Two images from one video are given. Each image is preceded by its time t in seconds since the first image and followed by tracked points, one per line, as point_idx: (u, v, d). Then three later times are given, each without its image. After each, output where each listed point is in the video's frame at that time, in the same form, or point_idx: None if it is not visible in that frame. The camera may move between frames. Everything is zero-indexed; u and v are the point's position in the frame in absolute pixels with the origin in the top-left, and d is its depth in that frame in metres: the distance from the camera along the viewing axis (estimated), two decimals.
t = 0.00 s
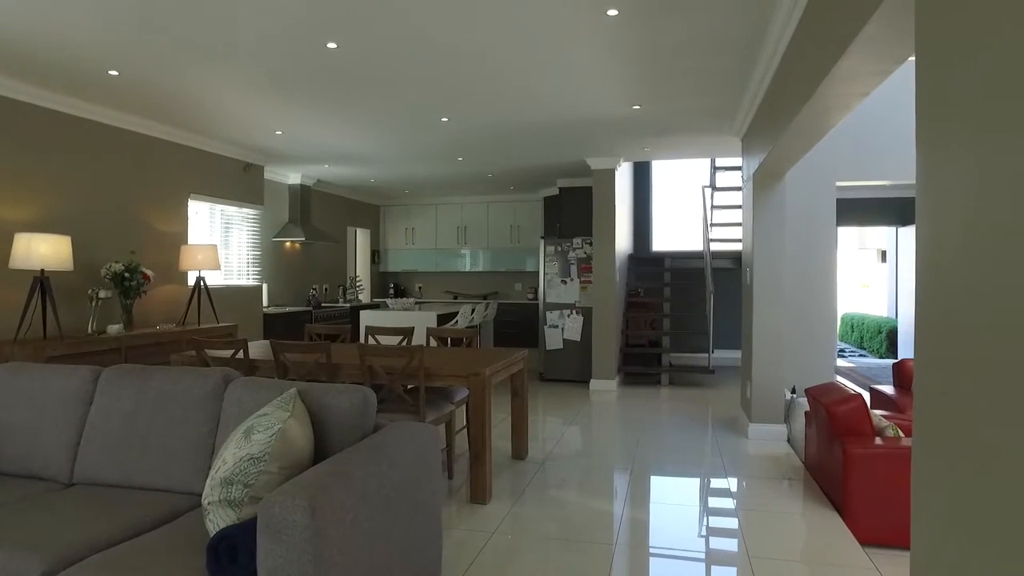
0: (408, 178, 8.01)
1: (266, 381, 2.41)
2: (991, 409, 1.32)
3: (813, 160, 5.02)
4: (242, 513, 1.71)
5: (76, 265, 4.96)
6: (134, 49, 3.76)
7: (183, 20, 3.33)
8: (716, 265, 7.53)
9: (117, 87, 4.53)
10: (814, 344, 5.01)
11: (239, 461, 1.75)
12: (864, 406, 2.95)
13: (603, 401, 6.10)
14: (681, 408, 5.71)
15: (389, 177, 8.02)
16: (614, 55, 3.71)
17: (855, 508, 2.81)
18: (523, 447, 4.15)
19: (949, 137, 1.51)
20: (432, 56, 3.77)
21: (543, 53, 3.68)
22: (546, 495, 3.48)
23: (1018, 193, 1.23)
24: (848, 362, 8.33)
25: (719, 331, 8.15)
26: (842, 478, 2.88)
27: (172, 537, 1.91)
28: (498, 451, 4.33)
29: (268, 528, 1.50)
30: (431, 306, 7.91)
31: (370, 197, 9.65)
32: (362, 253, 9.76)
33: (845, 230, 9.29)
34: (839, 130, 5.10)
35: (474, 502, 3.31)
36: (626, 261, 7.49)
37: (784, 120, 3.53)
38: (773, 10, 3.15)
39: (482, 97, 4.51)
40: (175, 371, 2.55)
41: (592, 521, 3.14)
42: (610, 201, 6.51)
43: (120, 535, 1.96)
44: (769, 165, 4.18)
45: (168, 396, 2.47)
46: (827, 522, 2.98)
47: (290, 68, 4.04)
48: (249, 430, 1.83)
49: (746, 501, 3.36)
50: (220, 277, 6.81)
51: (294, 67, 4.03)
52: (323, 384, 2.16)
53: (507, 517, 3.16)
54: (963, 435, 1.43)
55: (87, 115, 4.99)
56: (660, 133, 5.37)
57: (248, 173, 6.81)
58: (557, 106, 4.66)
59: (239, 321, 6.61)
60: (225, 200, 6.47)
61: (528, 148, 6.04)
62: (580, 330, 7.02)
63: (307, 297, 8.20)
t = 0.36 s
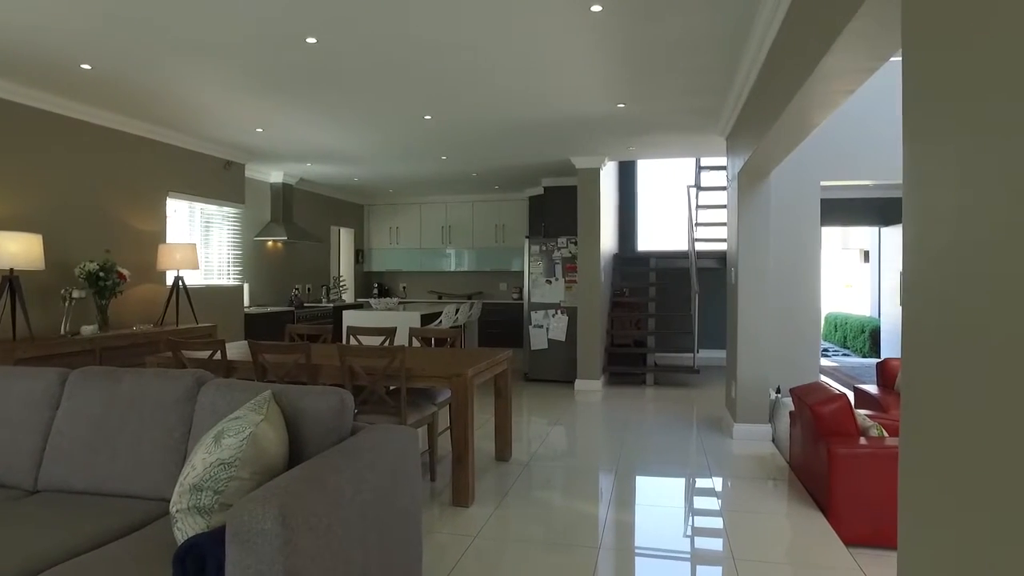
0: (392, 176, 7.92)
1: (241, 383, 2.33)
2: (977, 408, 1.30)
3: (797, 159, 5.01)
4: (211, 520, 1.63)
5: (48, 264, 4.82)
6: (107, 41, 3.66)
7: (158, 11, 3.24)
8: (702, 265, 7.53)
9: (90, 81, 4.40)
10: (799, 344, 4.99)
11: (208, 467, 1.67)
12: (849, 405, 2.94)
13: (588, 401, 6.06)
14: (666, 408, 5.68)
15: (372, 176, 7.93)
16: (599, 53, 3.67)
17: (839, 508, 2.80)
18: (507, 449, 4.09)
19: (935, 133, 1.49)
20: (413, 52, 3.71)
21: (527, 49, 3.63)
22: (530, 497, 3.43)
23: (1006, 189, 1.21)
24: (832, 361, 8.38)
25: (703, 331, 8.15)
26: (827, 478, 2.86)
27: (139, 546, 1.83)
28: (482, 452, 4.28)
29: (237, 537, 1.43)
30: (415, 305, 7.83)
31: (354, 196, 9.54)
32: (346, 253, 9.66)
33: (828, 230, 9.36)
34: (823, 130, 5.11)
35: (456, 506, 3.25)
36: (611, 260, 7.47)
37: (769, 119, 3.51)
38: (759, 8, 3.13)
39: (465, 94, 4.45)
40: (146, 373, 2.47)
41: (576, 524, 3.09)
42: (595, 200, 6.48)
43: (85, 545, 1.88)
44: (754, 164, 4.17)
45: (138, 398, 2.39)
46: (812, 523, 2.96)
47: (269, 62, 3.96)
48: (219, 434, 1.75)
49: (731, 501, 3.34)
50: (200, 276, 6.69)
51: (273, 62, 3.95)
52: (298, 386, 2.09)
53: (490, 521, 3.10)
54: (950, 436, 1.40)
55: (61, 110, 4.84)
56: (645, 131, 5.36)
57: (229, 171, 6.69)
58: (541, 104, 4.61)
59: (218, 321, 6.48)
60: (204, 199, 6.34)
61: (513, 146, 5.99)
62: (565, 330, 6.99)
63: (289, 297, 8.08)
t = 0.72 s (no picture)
0: (376, 175, 7.83)
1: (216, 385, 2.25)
2: (968, 406, 1.27)
3: (783, 158, 5.01)
4: (180, 529, 1.56)
5: (20, 263, 4.68)
6: (80, 34, 3.55)
7: (131, 4, 3.15)
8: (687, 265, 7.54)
9: (63, 75, 4.27)
10: (784, 344, 4.99)
11: (178, 473, 1.59)
12: (834, 405, 2.92)
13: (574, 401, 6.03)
14: (652, 409, 5.66)
15: (357, 174, 7.83)
16: (585, 49, 3.63)
17: (825, 509, 2.78)
18: (492, 450, 4.03)
19: (925, 128, 1.47)
20: (397, 48, 3.65)
21: (511, 44, 3.57)
22: (515, 500, 3.38)
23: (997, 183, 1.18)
24: (817, 360, 8.43)
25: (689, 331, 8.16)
26: (813, 479, 2.84)
27: (105, 557, 1.75)
28: (467, 453, 4.22)
29: (206, 546, 1.36)
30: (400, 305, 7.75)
31: (338, 195, 9.44)
32: (330, 252, 9.56)
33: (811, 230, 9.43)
34: (809, 130, 5.12)
35: (438, 509, 3.19)
36: (596, 260, 7.45)
37: (755, 116, 3.50)
38: (744, 3, 3.09)
39: (450, 91, 4.39)
40: (117, 376, 2.38)
41: (562, 526, 3.04)
42: (581, 199, 6.45)
43: (50, 555, 1.80)
44: (739, 163, 4.15)
45: (108, 401, 2.30)
46: (798, 523, 2.94)
47: (248, 57, 3.87)
48: (189, 439, 1.67)
49: (717, 501, 3.33)
50: (180, 276, 6.58)
51: (252, 57, 3.86)
52: (274, 388, 2.02)
53: (474, 524, 3.04)
54: (941, 436, 1.37)
55: (33, 106, 4.71)
56: (630, 130, 5.34)
57: (209, 168, 6.56)
58: (527, 101, 4.55)
59: (199, 321, 6.36)
60: (184, 197, 6.23)
61: (498, 145, 5.94)
62: (550, 330, 6.96)
63: (272, 297, 7.95)
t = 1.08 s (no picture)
0: (363, 174, 7.75)
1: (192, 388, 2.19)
2: (959, 407, 1.25)
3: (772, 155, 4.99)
4: (152, 538, 1.49)
5: None
6: (54, 28, 3.45)
7: None
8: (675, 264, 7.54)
9: (39, 70, 4.15)
10: (771, 344, 4.99)
11: (149, 480, 1.53)
12: (822, 405, 2.91)
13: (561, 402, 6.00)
14: (640, 409, 5.65)
15: (343, 173, 7.75)
16: (573, 47, 3.60)
17: (812, 509, 2.76)
18: (478, 452, 3.98)
19: (915, 125, 1.44)
20: (381, 44, 3.59)
21: (498, 41, 3.52)
22: (501, 502, 3.33)
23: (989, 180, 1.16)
24: (804, 360, 8.46)
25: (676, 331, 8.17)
26: (800, 479, 2.83)
27: (73, 567, 1.69)
28: (453, 455, 4.18)
29: (177, 557, 1.30)
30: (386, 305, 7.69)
31: (324, 194, 9.34)
32: (316, 252, 9.47)
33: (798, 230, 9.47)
34: (795, 129, 5.13)
35: (424, 512, 3.13)
36: (584, 260, 7.43)
37: (743, 116, 3.49)
38: (733, 2, 3.07)
39: (435, 88, 4.33)
40: (89, 378, 2.31)
41: (548, 528, 3.00)
42: (568, 199, 6.43)
43: (16, 565, 1.73)
44: (727, 162, 4.14)
45: (81, 405, 2.23)
46: (786, 524, 2.92)
47: (229, 54, 3.79)
48: (162, 444, 1.61)
49: (704, 501, 3.32)
50: (162, 276, 6.46)
51: (234, 53, 3.78)
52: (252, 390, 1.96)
53: (460, 527, 2.99)
54: (933, 438, 1.35)
55: (8, 102, 4.58)
56: (618, 130, 5.32)
57: (193, 167, 6.46)
58: (514, 98, 4.51)
59: (182, 322, 6.24)
60: (167, 195, 6.13)
61: (485, 144, 5.89)
62: (537, 330, 6.93)
63: (257, 297, 7.85)
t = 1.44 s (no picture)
0: (350, 173, 7.68)
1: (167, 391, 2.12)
2: (947, 409, 1.22)
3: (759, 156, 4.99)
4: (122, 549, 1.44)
5: None
6: (29, 23, 3.37)
7: None
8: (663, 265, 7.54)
9: (14, 66, 4.05)
10: (759, 344, 4.98)
11: (120, 488, 1.47)
12: (809, 407, 2.90)
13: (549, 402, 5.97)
14: (628, 410, 5.63)
15: (329, 172, 7.67)
16: (559, 47, 3.58)
17: (799, 511, 2.75)
18: (464, 454, 3.93)
19: (902, 123, 1.42)
20: (366, 42, 3.54)
21: (484, 39, 3.48)
22: (487, 504, 3.29)
23: (977, 179, 1.14)
24: (791, 359, 8.50)
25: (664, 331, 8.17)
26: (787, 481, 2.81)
27: None
28: (440, 457, 4.13)
29: (146, 569, 1.24)
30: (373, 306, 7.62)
31: (310, 193, 9.25)
32: (303, 252, 9.38)
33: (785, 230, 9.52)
34: (783, 130, 5.13)
35: (408, 516, 3.08)
36: (572, 260, 7.41)
37: (730, 115, 3.46)
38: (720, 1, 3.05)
39: (421, 87, 4.28)
40: (61, 382, 2.24)
41: (535, 532, 2.95)
42: (556, 199, 6.40)
43: None
44: (715, 162, 4.12)
45: (53, 409, 2.16)
46: (773, 526, 2.90)
47: (211, 50, 3.72)
48: (133, 451, 1.54)
49: (692, 501, 3.31)
50: (144, 276, 6.35)
51: (215, 50, 3.71)
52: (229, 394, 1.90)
53: (445, 530, 2.94)
54: (921, 440, 1.32)
55: None
56: (606, 129, 5.30)
57: (176, 165, 6.35)
58: (501, 97, 4.46)
59: (165, 323, 6.13)
60: (151, 195, 6.03)
61: (473, 143, 5.85)
62: (525, 330, 6.89)
63: (241, 298, 7.74)
